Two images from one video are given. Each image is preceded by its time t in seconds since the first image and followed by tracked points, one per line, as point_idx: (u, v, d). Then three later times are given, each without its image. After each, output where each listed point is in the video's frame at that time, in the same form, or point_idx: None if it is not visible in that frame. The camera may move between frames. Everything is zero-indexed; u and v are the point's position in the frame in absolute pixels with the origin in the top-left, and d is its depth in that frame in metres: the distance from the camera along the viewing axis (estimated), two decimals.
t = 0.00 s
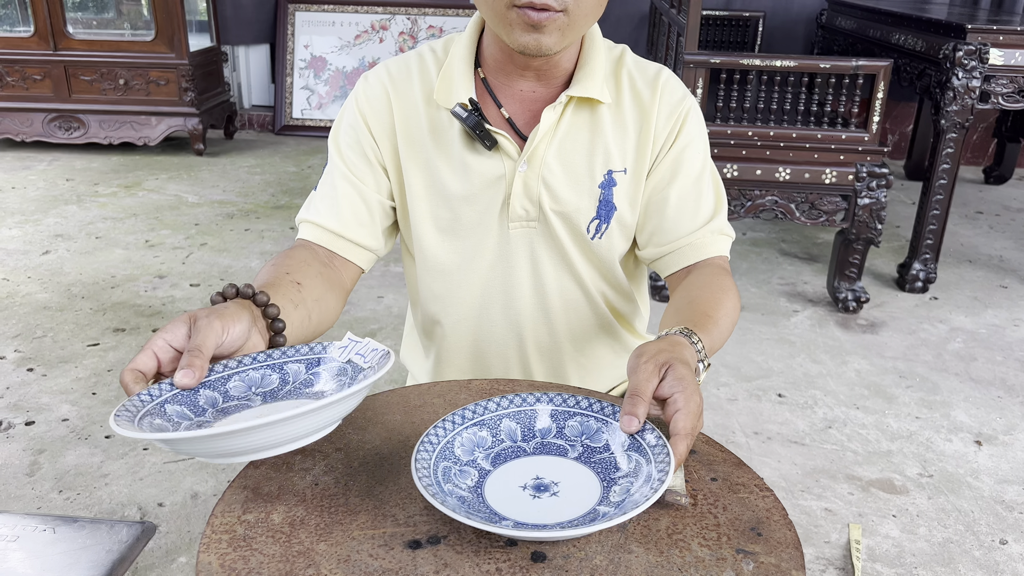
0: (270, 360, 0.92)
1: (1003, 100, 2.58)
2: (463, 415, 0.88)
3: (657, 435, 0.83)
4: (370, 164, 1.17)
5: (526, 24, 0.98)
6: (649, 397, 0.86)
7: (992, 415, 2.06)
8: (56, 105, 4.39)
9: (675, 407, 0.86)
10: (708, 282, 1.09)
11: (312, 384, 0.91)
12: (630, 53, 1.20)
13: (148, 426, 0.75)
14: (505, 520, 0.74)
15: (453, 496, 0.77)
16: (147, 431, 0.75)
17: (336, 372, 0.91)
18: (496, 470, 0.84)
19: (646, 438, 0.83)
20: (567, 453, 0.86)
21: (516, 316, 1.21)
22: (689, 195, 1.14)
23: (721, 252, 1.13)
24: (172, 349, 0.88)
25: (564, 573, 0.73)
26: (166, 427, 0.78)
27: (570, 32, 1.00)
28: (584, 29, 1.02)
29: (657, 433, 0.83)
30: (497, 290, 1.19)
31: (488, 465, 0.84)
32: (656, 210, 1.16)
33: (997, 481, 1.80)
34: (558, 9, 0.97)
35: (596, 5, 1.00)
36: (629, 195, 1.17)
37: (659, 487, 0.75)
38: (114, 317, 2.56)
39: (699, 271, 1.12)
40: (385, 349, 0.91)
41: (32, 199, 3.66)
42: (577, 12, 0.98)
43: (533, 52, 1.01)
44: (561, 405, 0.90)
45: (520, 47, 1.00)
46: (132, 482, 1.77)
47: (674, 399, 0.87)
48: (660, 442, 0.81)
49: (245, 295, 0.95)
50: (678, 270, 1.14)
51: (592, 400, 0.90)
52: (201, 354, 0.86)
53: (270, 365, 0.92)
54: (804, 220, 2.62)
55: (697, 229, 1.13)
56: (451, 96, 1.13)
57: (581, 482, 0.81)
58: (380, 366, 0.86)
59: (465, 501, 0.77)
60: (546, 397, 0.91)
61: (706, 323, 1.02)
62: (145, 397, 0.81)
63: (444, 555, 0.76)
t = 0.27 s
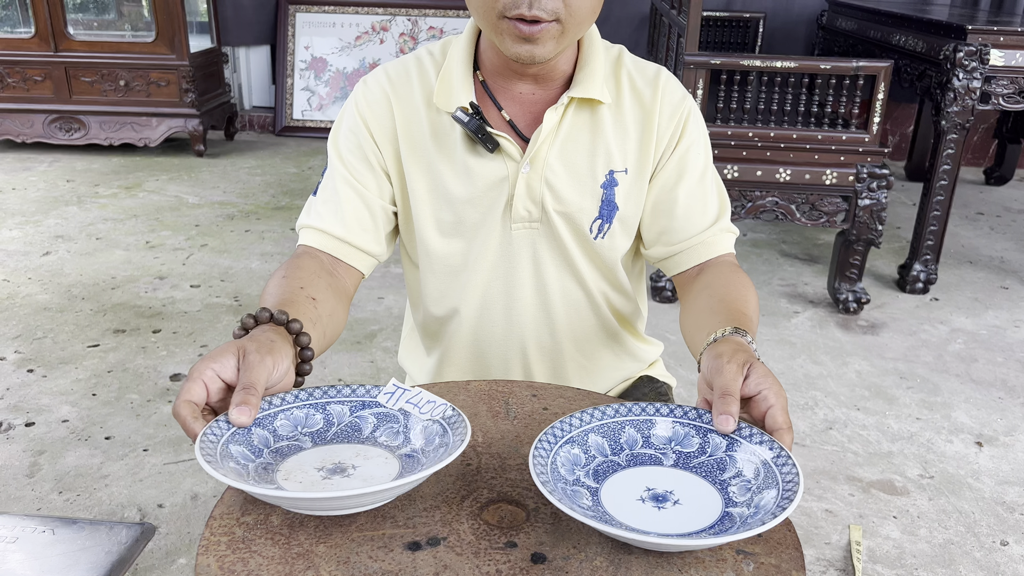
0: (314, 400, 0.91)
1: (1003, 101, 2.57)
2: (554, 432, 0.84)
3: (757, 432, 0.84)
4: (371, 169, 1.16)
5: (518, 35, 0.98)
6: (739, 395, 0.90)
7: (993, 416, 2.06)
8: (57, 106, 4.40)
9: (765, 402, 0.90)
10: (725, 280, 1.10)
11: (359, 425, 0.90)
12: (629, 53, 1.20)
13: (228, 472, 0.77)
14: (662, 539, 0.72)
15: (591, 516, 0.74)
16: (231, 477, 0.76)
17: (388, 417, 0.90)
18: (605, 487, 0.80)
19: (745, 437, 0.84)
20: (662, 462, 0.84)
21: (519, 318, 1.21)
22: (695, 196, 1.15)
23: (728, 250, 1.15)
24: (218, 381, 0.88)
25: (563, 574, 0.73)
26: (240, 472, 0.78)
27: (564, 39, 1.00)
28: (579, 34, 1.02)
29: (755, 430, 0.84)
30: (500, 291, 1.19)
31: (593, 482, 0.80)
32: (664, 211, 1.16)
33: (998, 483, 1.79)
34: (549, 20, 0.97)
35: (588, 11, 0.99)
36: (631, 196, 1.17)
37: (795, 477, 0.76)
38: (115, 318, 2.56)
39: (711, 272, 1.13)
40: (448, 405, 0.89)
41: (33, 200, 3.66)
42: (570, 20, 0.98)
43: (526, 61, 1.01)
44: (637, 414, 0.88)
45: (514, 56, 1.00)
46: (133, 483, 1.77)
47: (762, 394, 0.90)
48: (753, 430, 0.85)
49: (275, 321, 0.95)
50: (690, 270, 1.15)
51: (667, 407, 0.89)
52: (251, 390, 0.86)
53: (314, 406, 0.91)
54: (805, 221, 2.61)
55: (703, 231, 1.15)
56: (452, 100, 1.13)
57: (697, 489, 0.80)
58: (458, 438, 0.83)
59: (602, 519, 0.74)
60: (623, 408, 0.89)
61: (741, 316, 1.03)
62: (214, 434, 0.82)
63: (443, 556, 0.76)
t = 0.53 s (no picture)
0: (314, 420, 0.89)
1: (1003, 102, 2.57)
2: (570, 442, 0.84)
3: (772, 447, 0.84)
4: (371, 172, 1.16)
5: (515, 43, 0.98)
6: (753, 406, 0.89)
7: (993, 417, 2.06)
8: (57, 108, 4.40)
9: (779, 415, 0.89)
10: (727, 285, 1.10)
11: (365, 441, 0.90)
12: (628, 54, 1.20)
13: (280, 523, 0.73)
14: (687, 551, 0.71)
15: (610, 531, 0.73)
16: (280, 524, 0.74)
17: (391, 430, 0.91)
18: (619, 498, 0.80)
19: (757, 450, 0.84)
20: (675, 473, 0.84)
21: (519, 321, 1.20)
22: (696, 200, 1.16)
23: (728, 256, 1.15)
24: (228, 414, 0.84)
25: None
26: (279, 514, 0.76)
27: (559, 48, 1.00)
28: (575, 40, 1.02)
29: (770, 445, 0.84)
30: (500, 295, 1.19)
31: (609, 494, 0.80)
32: (665, 215, 1.17)
33: (999, 483, 1.79)
34: (545, 27, 0.96)
35: (583, 16, 0.99)
36: (632, 199, 1.17)
37: (813, 499, 0.76)
38: (115, 319, 2.56)
39: (712, 276, 1.13)
40: (454, 411, 0.92)
41: (33, 202, 3.67)
42: (564, 29, 0.98)
43: (523, 67, 1.01)
44: (651, 424, 0.89)
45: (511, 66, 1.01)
46: (133, 484, 1.77)
47: (775, 406, 0.90)
48: (767, 443, 0.85)
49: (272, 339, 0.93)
50: (690, 273, 1.15)
51: (679, 416, 0.89)
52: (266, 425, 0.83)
53: (316, 426, 0.89)
54: (805, 222, 2.62)
55: (704, 236, 1.15)
56: (451, 104, 1.13)
57: (712, 503, 0.79)
58: (489, 469, 0.81)
59: (618, 534, 0.73)
60: (636, 417, 0.89)
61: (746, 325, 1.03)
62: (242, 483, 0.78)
63: (444, 558, 0.76)
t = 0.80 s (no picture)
0: (308, 432, 0.89)
1: (1003, 102, 2.57)
2: (570, 448, 0.84)
3: (771, 452, 0.84)
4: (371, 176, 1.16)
5: (516, 48, 0.98)
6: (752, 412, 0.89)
7: (994, 417, 2.06)
8: (57, 109, 4.40)
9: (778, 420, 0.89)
10: (729, 286, 1.10)
11: (362, 447, 0.89)
12: (630, 55, 1.20)
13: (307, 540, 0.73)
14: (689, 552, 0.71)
15: (610, 535, 0.73)
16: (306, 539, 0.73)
17: (386, 434, 0.91)
18: (620, 504, 0.80)
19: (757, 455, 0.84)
20: (677, 480, 0.84)
21: (520, 325, 1.20)
22: (700, 203, 1.16)
23: (731, 257, 1.15)
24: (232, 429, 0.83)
25: None
26: (298, 530, 0.75)
27: (561, 52, 1.00)
28: (577, 42, 1.02)
29: (770, 450, 0.84)
30: (501, 298, 1.19)
31: (609, 500, 0.80)
32: (668, 217, 1.17)
33: (999, 484, 1.79)
34: (546, 32, 0.96)
35: (584, 19, 0.99)
36: (634, 202, 1.17)
37: (815, 504, 0.75)
38: (115, 321, 2.56)
39: (715, 277, 1.12)
40: (447, 409, 0.93)
41: (33, 203, 3.66)
42: (566, 32, 0.98)
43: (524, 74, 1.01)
44: (654, 431, 0.89)
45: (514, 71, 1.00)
46: (133, 486, 1.77)
47: (775, 411, 0.90)
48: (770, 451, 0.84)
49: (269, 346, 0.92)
50: (693, 276, 1.15)
51: (679, 421, 0.89)
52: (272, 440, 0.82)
53: (310, 439, 0.88)
54: (805, 222, 2.61)
55: (708, 237, 1.15)
56: (452, 109, 1.13)
57: (712, 510, 0.79)
58: (501, 470, 0.81)
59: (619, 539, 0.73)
60: (636, 423, 0.89)
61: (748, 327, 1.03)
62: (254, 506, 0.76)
63: (444, 560, 0.76)
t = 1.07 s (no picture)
0: (309, 433, 0.88)
1: (1003, 101, 2.57)
2: (570, 448, 0.84)
3: (770, 454, 0.84)
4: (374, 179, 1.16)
5: (525, 42, 0.97)
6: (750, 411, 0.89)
7: (994, 416, 2.06)
8: (57, 109, 4.40)
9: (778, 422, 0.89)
10: (731, 284, 1.10)
11: (364, 446, 0.89)
12: (633, 53, 1.20)
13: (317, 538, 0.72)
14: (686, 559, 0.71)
15: (606, 536, 0.73)
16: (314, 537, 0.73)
17: (388, 433, 0.91)
18: (620, 505, 0.80)
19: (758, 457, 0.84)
20: (680, 483, 0.83)
21: (525, 326, 1.20)
22: (703, 200, 1.16)
23: (734, 258, 1.15)
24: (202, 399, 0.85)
25: None
26: (306, 529, 0.74)
27: (572, 43, 1.00)
28: (587, 37, 1.02)
29: (771, 453, 0.84)
30: (506, 300, 1.19)
31: (609, 501, 0.80)
32: (672, 213, 1.16)
33: (1000, 483, 1.79)
34: (557, 24, 0.96)
35: (593, 13, 0.99)
36: (639, 200, 1.16)
37: (815, 508, 0.75)
38: (115, 321, 2.56)
39: (719, 274, 1.13)
40: (449, 407, 0.93)
41: (33, 203, 3.66)
42: (578, 23, 0.97)
43: (535, 66, 1.01)
44: (657, 433, 0.89)
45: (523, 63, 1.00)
46: (133, 486, 1.77)
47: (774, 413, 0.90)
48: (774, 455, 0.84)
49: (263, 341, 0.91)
50: (695, 274, 1.15)
51: (680, 424, 0.89)
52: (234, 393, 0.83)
53: (312, 439, 0.88)
54: (805, 222, 2.61)
55: (713, 235, 1.15)
56: (454, 110, 1.13)
57: (712, 512, 0.79)
58: (505, 470, 0.81)
59: (616, 539, 0.73)
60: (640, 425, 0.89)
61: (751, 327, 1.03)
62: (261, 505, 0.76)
63: (443, 558, 0.75)
